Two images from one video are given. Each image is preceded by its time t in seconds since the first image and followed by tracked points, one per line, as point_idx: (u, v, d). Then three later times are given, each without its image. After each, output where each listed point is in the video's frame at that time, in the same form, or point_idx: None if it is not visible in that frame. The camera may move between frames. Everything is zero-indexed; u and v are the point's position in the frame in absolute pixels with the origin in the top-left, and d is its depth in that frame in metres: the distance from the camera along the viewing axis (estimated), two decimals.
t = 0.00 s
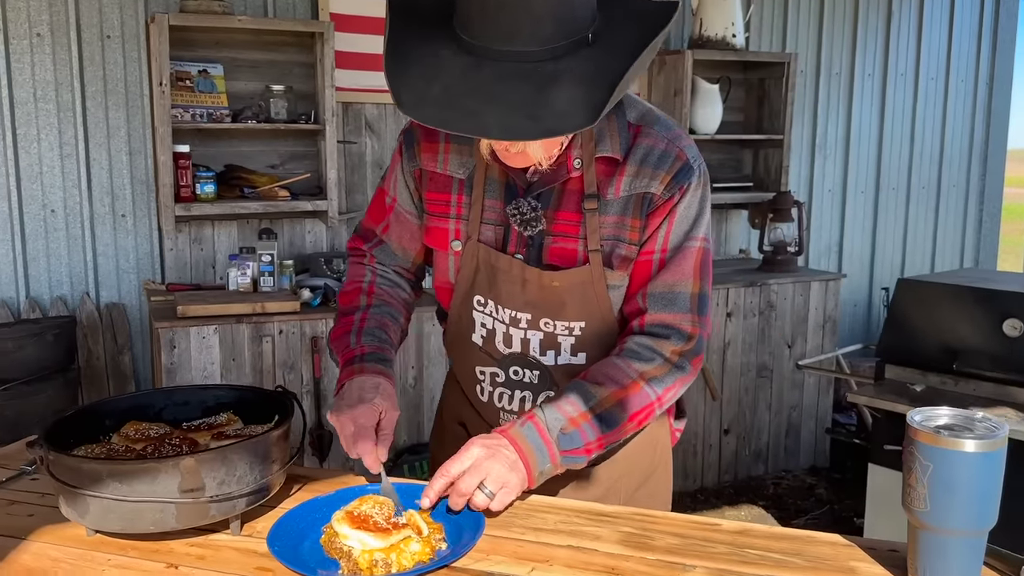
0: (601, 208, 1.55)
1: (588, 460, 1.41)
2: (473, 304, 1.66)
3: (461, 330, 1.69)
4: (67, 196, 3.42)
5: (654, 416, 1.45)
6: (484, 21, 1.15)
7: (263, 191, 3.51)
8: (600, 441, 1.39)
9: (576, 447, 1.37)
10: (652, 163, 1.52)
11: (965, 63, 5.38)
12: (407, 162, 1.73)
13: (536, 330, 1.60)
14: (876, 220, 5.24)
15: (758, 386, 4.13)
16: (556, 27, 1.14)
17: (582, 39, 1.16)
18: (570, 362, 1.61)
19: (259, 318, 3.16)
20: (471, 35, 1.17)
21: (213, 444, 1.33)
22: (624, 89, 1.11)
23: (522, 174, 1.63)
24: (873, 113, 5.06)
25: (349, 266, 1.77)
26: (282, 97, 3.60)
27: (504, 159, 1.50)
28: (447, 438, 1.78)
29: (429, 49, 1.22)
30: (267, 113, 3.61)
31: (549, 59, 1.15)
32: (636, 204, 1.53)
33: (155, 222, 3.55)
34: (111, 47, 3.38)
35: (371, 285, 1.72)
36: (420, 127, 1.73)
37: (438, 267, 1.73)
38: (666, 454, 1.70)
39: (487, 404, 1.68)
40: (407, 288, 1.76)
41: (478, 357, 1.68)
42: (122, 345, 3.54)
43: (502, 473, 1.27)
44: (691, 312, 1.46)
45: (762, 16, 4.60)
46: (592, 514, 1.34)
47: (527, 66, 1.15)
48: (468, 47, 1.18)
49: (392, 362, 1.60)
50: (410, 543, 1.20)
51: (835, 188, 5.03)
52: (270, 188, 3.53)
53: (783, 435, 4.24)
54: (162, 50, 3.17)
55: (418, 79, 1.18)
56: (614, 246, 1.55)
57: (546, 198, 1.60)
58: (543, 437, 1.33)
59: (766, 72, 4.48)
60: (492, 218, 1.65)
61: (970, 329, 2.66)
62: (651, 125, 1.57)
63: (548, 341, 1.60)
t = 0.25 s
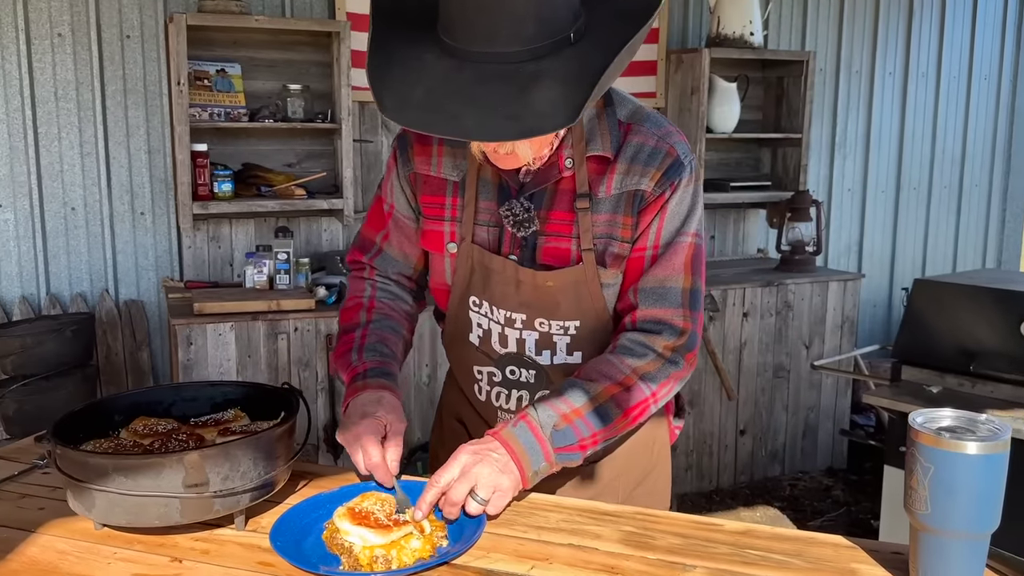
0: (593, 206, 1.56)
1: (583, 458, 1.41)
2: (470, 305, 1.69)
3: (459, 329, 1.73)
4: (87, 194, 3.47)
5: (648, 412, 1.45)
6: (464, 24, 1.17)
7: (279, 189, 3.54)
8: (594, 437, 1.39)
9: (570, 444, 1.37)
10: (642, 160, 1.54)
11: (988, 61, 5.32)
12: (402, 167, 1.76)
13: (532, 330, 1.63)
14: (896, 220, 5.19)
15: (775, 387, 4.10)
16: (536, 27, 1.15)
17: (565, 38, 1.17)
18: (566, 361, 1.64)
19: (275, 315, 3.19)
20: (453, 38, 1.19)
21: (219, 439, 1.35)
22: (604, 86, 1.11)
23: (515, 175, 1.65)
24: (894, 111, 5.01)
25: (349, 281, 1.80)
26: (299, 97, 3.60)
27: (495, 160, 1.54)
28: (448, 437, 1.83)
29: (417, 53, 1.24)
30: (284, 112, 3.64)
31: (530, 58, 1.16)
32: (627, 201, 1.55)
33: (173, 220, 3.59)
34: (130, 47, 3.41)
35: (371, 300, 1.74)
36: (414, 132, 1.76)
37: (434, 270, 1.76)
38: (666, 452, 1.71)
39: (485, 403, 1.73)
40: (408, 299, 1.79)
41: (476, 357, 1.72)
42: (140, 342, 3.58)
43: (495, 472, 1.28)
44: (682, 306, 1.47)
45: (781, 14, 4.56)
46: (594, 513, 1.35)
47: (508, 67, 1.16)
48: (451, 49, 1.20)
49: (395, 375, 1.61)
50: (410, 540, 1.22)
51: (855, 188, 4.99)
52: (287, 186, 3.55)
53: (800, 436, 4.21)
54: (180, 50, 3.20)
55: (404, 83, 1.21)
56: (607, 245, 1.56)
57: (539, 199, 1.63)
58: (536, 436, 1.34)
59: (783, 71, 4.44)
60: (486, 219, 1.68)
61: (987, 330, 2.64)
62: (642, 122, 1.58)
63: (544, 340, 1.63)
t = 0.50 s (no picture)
0: (596, 208, 1.57)
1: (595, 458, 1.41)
2: (475, 306, 1.70)
3: (465, 330, 1.74)
4: (106, 194, 3.51)
5: (659, 413, 1.45)
6: (456, 29, 1.21)
7: (296, 190, 3.56)
8: (605, 438, 1.39)
9: (581, 444, 1.37)
10: (644, 161, 1.54)
11: (1009, 60, 5.27)
12: (409, 172, 1.78)
13: (536, 331, 1.64)
14: (915, 221, 5.14)
15: (791, 389, 4.08)
16: (526, 29, 1.18)
17: (555, 39, 1.20)
18: (571, 363, 1.64)
19: (290, 315, 3.21)
20: (447, 43, 1.23)
21: (229, 437, 1.37)
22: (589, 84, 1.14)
23: (517, 177, 1.66)
24: (913, 111, 4.97)
25: (366, 294, 1.81)
26: (315, 98, 3.65)
27: (493, 162, 1.54)
28: (454, 437, 1.85)
29: (416, 58, 1.29)
30: (301, 113, 3.66)
31: (520, 60, 1.19)
32: (630, 202, 1.55)
33: (191, 220, 3.62)
34: (149, 48, 3.45)
35: (388, 314, 1.74)
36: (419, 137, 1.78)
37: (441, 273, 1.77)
38: (672, 455, 1.71)
39: (491, 403, 1.74)
40: (425, 309, 1.79)
41: (482, 357, 1.73)
42: (158, 340, 3.62)
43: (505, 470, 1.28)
44: (690, 308, 1.48)
45: (798, 13, 4.54)
46: (601, 513, 1.35)
47: (499, 68, 1.20)
48: (445, 53, 1.24)
49: (414, 388, 1.60)
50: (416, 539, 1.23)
51: (873, 188, 4.95)
52: (303, 187, 3.57)
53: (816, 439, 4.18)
54: (197, 51, 3.23)
55: (401, 88, 1.26)
56: (610, 246, 1.57)
57: (541, 200, 1.63)
58: (546, 437, 1.34)
59: (801, 71, 4.40)
60: (489, 222, 1.69)
61: (1004, 332, 2.63)
62: (642, 122, 1.58)
63: (548, 342, 1.64)
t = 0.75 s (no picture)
0: (606, 209, 1.56)
1: (608, 460, 1.42)
2: (486, 308, 1.71)
3: (477, 333, 1.75)
4: (120, 195, 3.53)
5: (672, 414, 1.45)
6: (459, 33, 1.22)
7: (308, 191, 3.57)
8: (619, 439, 1.39)
9: (595, 446, 1.37)
10: (654, 162, 1.53)
11: None
12: (417, 176, 1.78)
13: (547, 333, 1.64)
14: (930, 222, 5.10)
15: (804, 391, 4.06)
16: (529, 28, 1.19)
17: (559, 37, 1.20)
18: (583, 365, 1.65)
19: (303, 315, 3.22)
20: (452, 45, 1.24)
21: (239, 437, 1.37)
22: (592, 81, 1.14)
23: (526, 179, 1.66)
24: (928, 113, 4.94)
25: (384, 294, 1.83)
26: (328, 99, 3.66)
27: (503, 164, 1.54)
28: (467, 439, 1.85)
29: (423, 62, 1.30)
30: (314, 114, 3.68)
31: (524, 59, 1.20)
32: (640, 203, 1.54)
33: (205, 221, 3.64)
34: (163, 50, 3.48)
35: (402, 311, 1.77)
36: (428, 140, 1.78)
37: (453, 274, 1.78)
38: (685, 460, 1.70)
39: (503, 404, 1.75)
40: (443, 302, 1.80)
41: (493, 359, 1.73)
42: (172, 341, 3.65)
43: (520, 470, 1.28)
44: (703, 308, 1.47)
45: (812, 14, 4.52)
46: (610, 515, 1.35)
47: (503, 68, 1.20)
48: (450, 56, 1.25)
49: (427, 379, 1.62)
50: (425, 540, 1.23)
51: (888, 190, 4.91)
52: (316, 188, 3.58)
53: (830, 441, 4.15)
54: (211, 53, 3.25)
55: (407, 92, 1.27)
56: (621, 247, 1.56)
57: (551, 202, 1.63)
58: (560, 438, 1.34)
59: (815, 71, 4.38)
60: (499, 224, 1.69)
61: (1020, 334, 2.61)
62: (652, 123, 1.58)
63: (560, 343, 1.64)
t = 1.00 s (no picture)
0: (615, 212, 1.56)
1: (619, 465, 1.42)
2: (497, 312, 1.72)
3: (490, 336, 1.76)
4: (131, 197, 3.55)
5: (683, 418, 1.45)
6: (462, 39, 1.23)
7: (317, 194, 3.58)
8: (628, 445, 1.39)
9: (605, 452, 1.37)
10: (661, 163, 1.52)
11: None
12: (429, 181, 1.80)
13: (557, 336, 1.64)
14: (941, 224, 5.07)
15: (814, 394, 4.04)
16: (531, 32, 1.19)
17: (561, 41, 1.21)
18: (593, 369, 1.64)
19: (311, 317, 3.22)
20: (455, 50, 1.25)
21: (246, 439, 1.38)
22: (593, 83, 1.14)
23: (534, 183, 1.66)
24: (939, 114, 4.91)
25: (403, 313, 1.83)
26: (337, 102, 3.66)
27: (509, 169, 1.55)
28: (480, 441, 1.86)
29: (428, 68, 1.31)
30: (323, 117, 3.69)
31: (526, 63, 1.20)
32: (648, 206, 1.53)
33: (214, 223, 3.66)
34: (173, 53, 3.50)
35: (423, 325, 1.78)
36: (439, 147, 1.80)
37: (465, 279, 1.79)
38: (698, 465, 1.69)
39: (515, 407, 1.75)
40: (460, 310, 1.81)
41: (504, 362, 1.74)
42: (182, 342, 3.66)
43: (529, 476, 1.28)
44: (713, 311, 1.46)
45: (822, 15, 4.50)
46: (616, 519, 1.35)
47: (506, 72, 1.20)
48: (453, 60, 1.26)
49: (450, 393, 1.62)
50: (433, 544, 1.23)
51: (899, 192, 4.89)
52: (324, 190, 3.59)
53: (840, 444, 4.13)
54: (221, 56, 3.26)
55: (411, 97, 1.28)
56: (630, 250, 1.56)
57: (560, 205, 1.63)
58: (570, 445, 1.34)
59: (825, 73, 4.34)
60: (508, 229, 1.70)
61: None
62: (660, 125, 1.57)
63: (570, 347, 1.64)
